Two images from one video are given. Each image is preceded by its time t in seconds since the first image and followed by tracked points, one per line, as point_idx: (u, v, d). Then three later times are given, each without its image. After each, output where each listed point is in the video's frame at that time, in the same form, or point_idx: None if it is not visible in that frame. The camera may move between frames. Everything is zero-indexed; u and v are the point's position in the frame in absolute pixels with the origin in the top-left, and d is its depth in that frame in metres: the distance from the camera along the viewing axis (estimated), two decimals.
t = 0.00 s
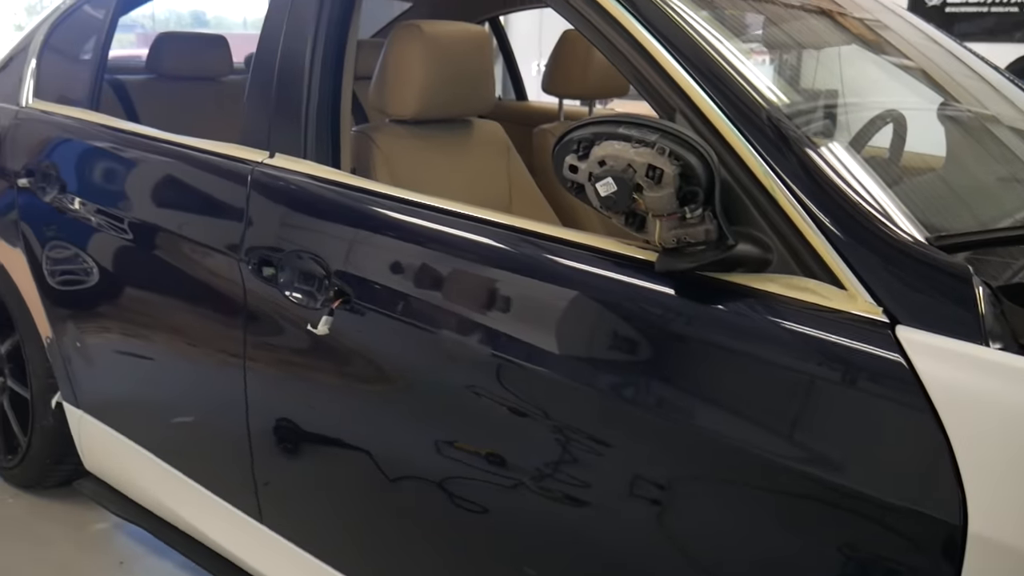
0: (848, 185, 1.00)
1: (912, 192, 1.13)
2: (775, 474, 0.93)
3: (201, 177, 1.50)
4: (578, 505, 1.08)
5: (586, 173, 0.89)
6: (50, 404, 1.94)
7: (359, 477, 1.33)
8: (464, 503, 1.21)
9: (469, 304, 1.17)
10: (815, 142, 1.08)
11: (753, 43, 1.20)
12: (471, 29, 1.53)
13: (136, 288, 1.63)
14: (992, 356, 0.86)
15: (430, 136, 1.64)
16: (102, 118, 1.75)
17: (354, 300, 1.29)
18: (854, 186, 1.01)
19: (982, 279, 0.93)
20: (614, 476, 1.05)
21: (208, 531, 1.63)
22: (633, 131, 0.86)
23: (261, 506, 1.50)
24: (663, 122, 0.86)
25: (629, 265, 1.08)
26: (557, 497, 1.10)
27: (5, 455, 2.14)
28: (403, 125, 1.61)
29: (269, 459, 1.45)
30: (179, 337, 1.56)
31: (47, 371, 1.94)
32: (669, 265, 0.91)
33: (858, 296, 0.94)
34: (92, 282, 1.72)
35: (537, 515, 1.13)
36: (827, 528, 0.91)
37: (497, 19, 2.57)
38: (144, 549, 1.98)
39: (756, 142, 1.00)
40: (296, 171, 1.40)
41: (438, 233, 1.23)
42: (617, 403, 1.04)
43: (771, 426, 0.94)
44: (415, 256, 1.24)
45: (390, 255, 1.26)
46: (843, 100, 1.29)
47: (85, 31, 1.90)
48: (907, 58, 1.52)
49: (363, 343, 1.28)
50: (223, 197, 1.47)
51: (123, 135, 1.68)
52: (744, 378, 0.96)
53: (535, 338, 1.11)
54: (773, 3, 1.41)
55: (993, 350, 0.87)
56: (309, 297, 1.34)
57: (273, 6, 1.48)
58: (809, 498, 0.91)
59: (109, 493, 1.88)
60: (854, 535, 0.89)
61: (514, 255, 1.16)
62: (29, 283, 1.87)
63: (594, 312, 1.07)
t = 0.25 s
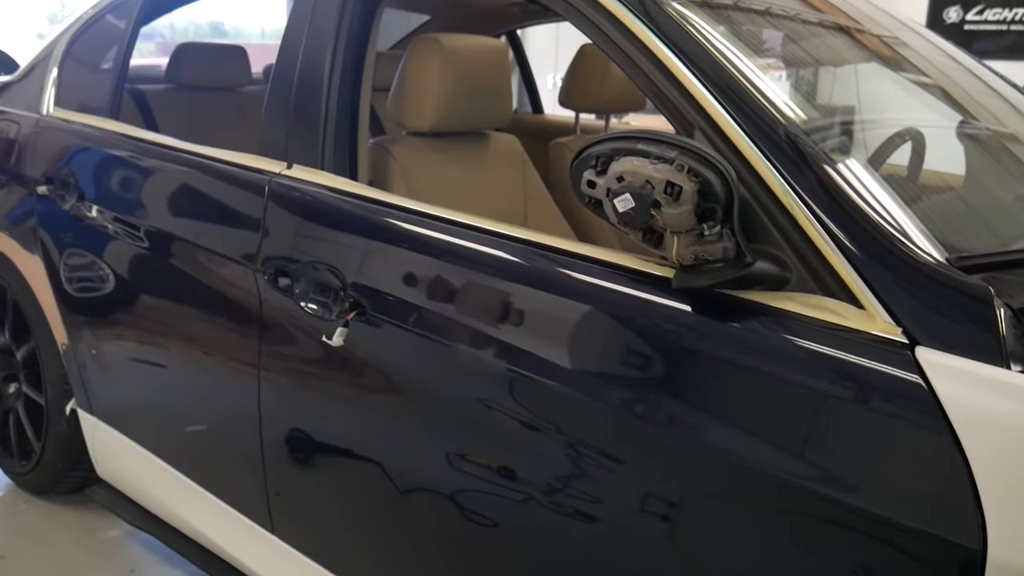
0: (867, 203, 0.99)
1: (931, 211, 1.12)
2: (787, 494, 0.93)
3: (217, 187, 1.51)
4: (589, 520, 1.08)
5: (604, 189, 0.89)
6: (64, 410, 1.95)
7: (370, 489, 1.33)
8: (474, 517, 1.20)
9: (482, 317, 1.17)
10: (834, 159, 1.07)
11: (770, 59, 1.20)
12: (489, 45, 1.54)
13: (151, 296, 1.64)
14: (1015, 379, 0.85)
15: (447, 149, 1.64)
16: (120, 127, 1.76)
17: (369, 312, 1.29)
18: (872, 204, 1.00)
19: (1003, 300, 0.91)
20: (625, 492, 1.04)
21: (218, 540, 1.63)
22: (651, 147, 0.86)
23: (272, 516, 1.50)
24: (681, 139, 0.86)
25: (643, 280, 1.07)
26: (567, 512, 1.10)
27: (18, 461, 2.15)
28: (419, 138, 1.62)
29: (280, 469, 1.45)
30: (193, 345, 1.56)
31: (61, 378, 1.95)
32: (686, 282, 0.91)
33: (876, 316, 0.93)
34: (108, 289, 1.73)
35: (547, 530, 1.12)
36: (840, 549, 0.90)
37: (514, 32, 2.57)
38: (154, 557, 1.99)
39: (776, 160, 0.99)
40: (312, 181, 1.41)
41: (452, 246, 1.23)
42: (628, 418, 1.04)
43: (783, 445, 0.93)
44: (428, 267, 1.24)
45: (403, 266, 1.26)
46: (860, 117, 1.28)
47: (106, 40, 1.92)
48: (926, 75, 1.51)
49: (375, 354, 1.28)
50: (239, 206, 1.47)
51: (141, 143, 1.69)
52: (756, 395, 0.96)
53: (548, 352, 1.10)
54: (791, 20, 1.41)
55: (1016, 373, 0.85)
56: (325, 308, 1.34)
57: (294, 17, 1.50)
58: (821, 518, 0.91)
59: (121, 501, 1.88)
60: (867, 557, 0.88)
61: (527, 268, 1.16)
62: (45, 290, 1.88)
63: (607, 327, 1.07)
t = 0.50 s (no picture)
0: (882, 220, 0.99)
1: (943, 229, 1.11)
2: (797, 511, 0.92)
3: (229, 196, 1.52)
4: (597, 534, 1.07)
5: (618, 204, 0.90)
6: (75, 416, 1.96)
7: (379, 499, 1.32)
8: (482, 529, 1.20)
9: (493, 328, 1.17)
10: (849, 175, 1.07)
11: (784, 73, 1.20)
12: (503, 58, 1.54)
13: (162, 303, 1.65)
14: None
15: (461, 160, 1.65)
16: (135, 134, 1.77)
17: (381, 323, 1.29)
18: (886, 221, 0.99)
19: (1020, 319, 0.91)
20: (634, 506, 1.04)
21: (226, 549, 1.62)
22: (666, 162, 0.86)
23: (281, 526, 1.50)
24: (696, 154, 0.86)
25: (654, 294, 1.07)
26: (576, 526, 1.09)
27: (28, 466, 2.16)
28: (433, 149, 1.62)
29: (289, 478, 1.45)
30: (204, 353, 1.57)
31: (73, 384, 1.95)
32: (700, 298, 0.91)
33: (891, 334, 0.92)
34: (120, 296, 1.73)
35: (555, 543, 1.12)
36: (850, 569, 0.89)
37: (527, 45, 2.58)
38: (163, 565, 1.99)
39: (790, 176, 0.99)
40: (324, 192, 1.41)
41: (462, 257, 1.23)
42: (638, 433, 1.03)
43: (793, 461, 0.93)
44: (438, 278, 1.24)
45: (413, 276, 1.27)
46: (872, 133, 1.27)
47: (123, 49, 1.93)
48: (940, 92, 1.50)
49: (385, 365, 1.28)
50: (252, 215, 1.48)
51: (156, 151, 1.70)
52: (766, 411, 0.96)
53: (558, 365, 1.10)
54: (805, 36, 1.42)
55: None
56: (337, 318, 1.35)
57: (310, 28, 1.51)
58: (831, 536, 0.90)
59: (130, 508, 1.88)
60: None
61: (538, 280, 1.16)
62: (59, 295, 1.89)
63: (617, 340, 1.07)
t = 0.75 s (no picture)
0: (897, 237, 0.98)
1: (955, 245, 1.11)
2: (805, 526, 0.92)
3: (240, 202, 1.52)
4: (603, 547, 1.07)
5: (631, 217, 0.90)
6: (84, 421, 1.96)
7: (386, 509, 1.32)
8: (489, 540, 1.19)
9: (501, 339, 1.17)
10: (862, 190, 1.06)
11: (795, 87, 1.20)
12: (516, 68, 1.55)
13: (172, 308, 1.65)
14: None
15: (473, 170, 1.65)
16: (147, 140, 1.78)
17: (391, 332, 1.29)
18: (899, 236, 0.99)
19: None
20: (640, 519, 1.04)
21: (232, 556, 1.62)
22: (679, 175, 0.86)
23: (288, 534, 1.50)
24: (710, 168, 0.86)
25: (662, 306, 1.07)
26: (582, 538, 1.09)
27: (36, 469, 2.16)
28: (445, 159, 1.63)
29: (297, 486, 1.45)
30: (212, 358, 1.57)
31: (82, 388, 1.96)
32: (713, 312, 0.90)
33: (904, 352, 0.92)
34: (130, 300, 1.74)
35: (561, 555, 1.11)
36: None
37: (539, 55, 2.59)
38: (168, 570, 1.99)
39: (804, 190, 0.99)
40: (335, 200, 1.42)
41: (471, 266, 1.23)
42: (644, 445, 1.03)
43: (801, 476, 0.93)
44: (447, 287, 1.24)
45: (422, 285, 1.27)
46: (883, 146, 1.26)
47: (138, 56, 1.94)
48: (952, 107, 1.50)
49: (392, 373, 1.28)
50: (262, 222, 1.48)
51: (168, 157, 1.71)
52: (773, 425, 0.95)
53: (565, 376, 1.10)
54: (817, 50, 1.42)
55: None
56: (347, 326, 1.35)
57: (325, 37, 1.52)
58: (838, 553, 0.90)
59: (137, 513, 1.88)
60: None
61: (545, 290, 1.16)
62: (70, 299, 1.90)
63: (625, 352, 1.06)
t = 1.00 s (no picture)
0: (912, 252, 0.98)
1: (966, 259, 1.10)
2: (811, 539, 0.91)
3: (250, 207, 1.53)
4: (608, 557, 1.06)
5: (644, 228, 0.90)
6: (92, 423, 1.97)
7: (391, 516, 1.32)
8: (494, 548, 1.19)
9: (509, 347, 1.17)
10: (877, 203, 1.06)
11: (807, 99, 1.20)
12: (528, 76, 1.55)
13: (181, 311, 1.65)
14: None
15: (484, 180, 1.65)
16: (159, 144, 1.79)
17: (402, 340, 1.28)
18: (913, 250, 0.98)
19: None
20: (646, 530, 1.03)
21: (237, 560, 1.62)
22: (693, 188, 0.86)
23: (295, 541, 1.49)
24: (725, 181, 0.86)
25: (670, 316, 1.07)
26: (587, 548, 1.08)
27: (43, 471, 2.17)
28: (455, 166, 1.63)
29: (303, 492, 1.45)
30: (220, 362, 1.57)
31: (91, 391, 1.96)
32: (726, 325, 0.90)
33: (918, 368, 0.91)
34: (139, 303, 1.74)
35: (566, 565, 1.11)
36: None
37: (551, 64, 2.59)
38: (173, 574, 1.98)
39: (818, 204, 0.99)
40: (345, 207, 1.42)
41: (478, 273, 1.23)
42: (650, 455, 1.03)
43: (807, 489, 0.92)
44: (455, 294, 1.24)
45: (430, 292, 1.27)
46: (894, 157, 1.26)
47: (151, 60, 1.95)
48: (964, 121, 1.50)
49: (399, 379, 1.28)
50: (271, 226, 1.48)
51: (179, 161, 1.71)
52: (780, 437, 0.95)
53: (572, 385, 1.10)
54: (830, 62, 1.42)
55: None
56: (357, 334, 1.34)
57: (339, 44, 1.52)
58: (845, 567, 0.89)
59: (143, 516, 1.88)
60: None
61: (553, 299, 1.16)
62: (80, 301, 1.90)
63: (632, 362, 1.06)
